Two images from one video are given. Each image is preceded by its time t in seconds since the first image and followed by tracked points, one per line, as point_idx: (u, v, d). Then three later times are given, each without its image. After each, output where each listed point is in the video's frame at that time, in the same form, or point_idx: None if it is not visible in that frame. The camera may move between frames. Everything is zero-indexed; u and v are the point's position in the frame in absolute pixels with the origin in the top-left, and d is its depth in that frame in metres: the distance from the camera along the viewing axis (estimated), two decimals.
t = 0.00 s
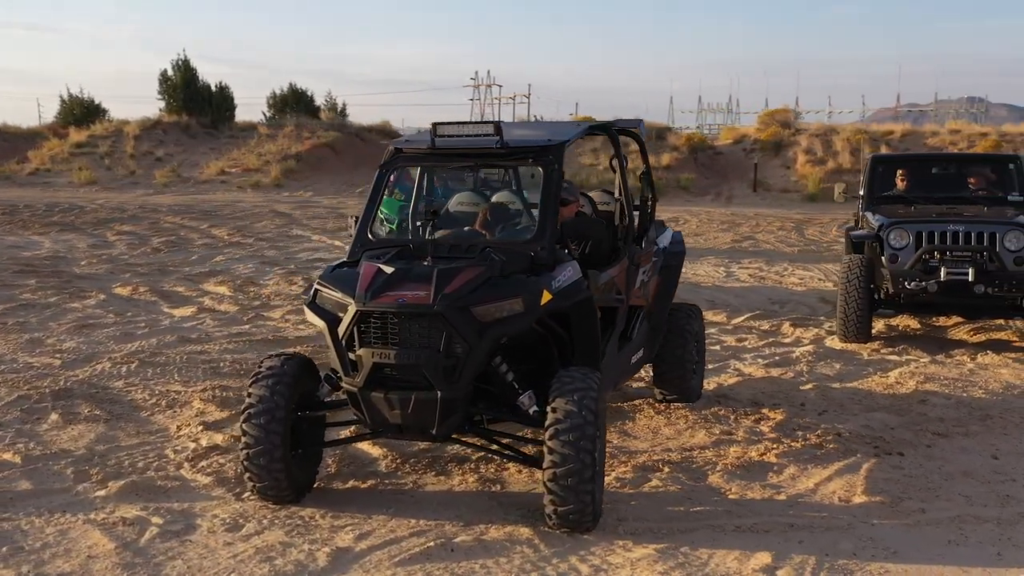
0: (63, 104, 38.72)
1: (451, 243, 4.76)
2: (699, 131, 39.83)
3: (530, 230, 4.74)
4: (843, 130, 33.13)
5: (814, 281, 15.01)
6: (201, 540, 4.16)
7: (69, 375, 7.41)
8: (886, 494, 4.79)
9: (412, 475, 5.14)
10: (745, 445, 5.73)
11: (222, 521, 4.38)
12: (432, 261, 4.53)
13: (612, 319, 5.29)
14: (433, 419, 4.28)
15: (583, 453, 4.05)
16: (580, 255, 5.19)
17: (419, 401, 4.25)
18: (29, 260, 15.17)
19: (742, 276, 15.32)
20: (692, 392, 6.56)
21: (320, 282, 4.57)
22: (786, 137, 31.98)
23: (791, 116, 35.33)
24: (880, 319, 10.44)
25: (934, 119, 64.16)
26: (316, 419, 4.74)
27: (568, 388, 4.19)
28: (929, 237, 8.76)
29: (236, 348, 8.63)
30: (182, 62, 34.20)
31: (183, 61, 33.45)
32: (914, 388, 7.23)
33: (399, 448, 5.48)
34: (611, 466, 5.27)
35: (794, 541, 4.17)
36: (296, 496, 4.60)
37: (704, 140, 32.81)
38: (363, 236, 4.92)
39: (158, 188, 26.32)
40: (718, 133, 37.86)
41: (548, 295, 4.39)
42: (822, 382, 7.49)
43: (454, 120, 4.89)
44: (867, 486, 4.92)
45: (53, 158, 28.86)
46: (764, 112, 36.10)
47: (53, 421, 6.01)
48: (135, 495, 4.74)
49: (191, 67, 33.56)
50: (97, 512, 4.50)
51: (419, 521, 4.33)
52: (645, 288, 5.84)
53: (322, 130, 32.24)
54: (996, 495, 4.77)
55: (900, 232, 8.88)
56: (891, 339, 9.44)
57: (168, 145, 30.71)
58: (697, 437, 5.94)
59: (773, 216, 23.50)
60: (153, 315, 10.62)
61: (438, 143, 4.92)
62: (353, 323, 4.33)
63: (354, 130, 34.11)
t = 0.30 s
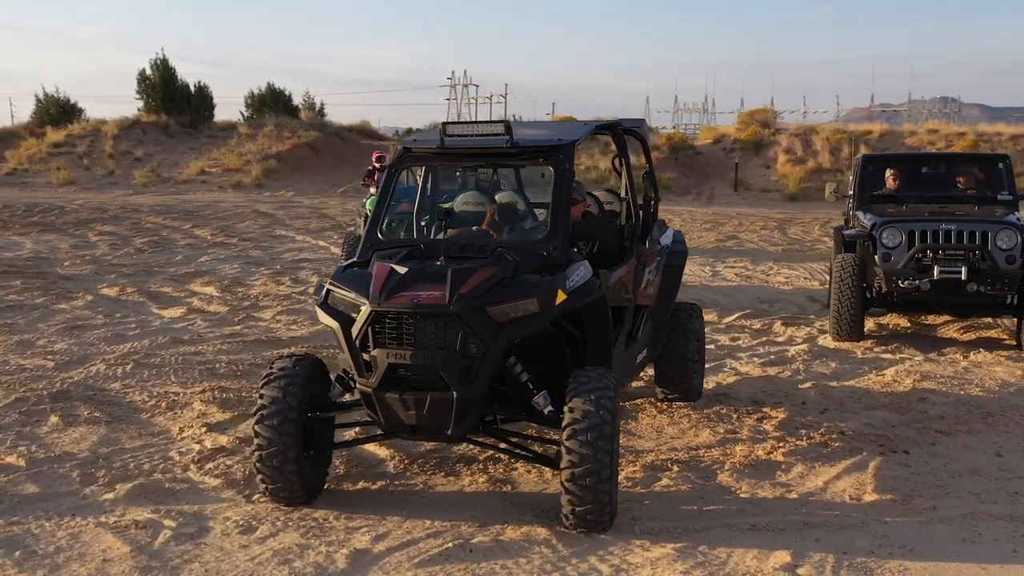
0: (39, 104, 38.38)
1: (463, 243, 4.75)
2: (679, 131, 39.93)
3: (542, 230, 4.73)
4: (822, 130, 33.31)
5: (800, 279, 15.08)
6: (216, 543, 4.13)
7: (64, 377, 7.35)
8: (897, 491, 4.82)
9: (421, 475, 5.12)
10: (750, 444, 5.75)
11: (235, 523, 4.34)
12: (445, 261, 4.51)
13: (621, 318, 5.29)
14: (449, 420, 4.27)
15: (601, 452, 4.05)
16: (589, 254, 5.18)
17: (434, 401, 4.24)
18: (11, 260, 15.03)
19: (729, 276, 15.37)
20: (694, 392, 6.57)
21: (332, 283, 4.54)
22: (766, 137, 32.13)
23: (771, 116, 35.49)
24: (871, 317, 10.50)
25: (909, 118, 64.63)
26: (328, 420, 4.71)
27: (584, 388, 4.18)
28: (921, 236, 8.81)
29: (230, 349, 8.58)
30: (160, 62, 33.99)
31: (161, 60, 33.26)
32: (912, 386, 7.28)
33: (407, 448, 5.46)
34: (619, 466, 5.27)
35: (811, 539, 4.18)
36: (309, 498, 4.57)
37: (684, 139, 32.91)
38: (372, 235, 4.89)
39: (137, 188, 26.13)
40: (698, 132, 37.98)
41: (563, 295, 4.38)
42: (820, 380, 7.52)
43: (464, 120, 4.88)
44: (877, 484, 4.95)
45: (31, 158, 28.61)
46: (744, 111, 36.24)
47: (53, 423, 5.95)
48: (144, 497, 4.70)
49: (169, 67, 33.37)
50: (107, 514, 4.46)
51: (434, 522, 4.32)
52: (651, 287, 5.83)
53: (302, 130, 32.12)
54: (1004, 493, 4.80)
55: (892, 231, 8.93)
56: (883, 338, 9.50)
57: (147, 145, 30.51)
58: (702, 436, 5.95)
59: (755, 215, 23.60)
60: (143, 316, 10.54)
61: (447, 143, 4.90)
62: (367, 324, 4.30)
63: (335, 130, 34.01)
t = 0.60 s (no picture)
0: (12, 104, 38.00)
1: (473, 242, 4.73)
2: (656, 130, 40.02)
3: (552, 229, 4.72)
4: (799, 130, 33.49)
5: (783, 278, 15.15)
6: (230, 546, 4.09)
7: (57, 379, 7.27)
8: (905, 489, 4.84)
9: (429, 477, 5.10)
10: (754, 443, 5.76)
11: (247, 526, 4.31)
12: (456, 261, 4.50)
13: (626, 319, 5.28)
14: (463, 421, 4.25)
15: (618, 452, 4.05)
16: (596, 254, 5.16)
17: (449, 402, 4.22)
18: None
19: (713, 275, 15.42)
20: (694, 391, 6.58)
21: (343, 282, 4.52)
22: (744, 137, 32.26)
23: (748, 116, 35.63)
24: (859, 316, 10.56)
25: (883, 118, 65.10)
26: (337, 422, 4.68)
27: (600, 388, 4.18)
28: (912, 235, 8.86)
29: (223, 351, 8.52)
30: (136, 61, 33.74)
31: (137, 59, 33.02)
32: (907, 385, 7.32)
33: (413, 450, 5.44)
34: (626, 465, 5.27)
35: (825, 538, 4.19)
36: (319, 500, 4.54)
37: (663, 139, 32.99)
38: (380, 235, 4.87)
39: (114, 188, 25.92)
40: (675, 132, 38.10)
41: (576, 295, 4.37)
42: (816, 379, 7.56)
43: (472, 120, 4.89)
44: (884, 482, 4.97)
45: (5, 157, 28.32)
46: (722, 111, 36.37)
47: (51, 426, 5.89)
48: (152, 500, 4.66)
49: (145, 66, 33.12)
50: (116, 518, 4.42)
51: (449, 523, 4.30)
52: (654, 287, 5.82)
53: (280, 130, 31.97)
54: (1011, 489, 4.83)
55: (883, 230, 8.98)
56: (872, 336, 9.55)
57: (123, 145, 30.27)
58: (705, 435, 5.96)
59: (736, 215, 23.69)
60: (130, 317, 10.45)
61: (455, 143, 4.89)
62: (380, 324, 4.28)
63: (313, 129, 33.87)
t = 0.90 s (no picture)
0: None
1: (482, 242, 4.72)
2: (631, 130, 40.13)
3: (561, 229, 4.72)
4: (774, 129, 33.69)
5: (765, 277, 15.22)
6: (244, 548, 4.06)
7: (48, 381, 7.18)
8: (912, 486, 4.87)
9: (435, 477, 5.08)
10: (756, 441, 5.78)
11: (258, 528, 4.27)
12: (467, 262, 4.48)
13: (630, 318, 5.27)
14: (476, 420, 4.24)
15: (633, 452, 4.04)
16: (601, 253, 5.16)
17: (462, 402, 4.21)
18: None
19: (695, 274, 15.48)
20: (692, 390, 6.60)
21: (354, 282, 4.50)
22: (719, 137, 32.40)
23: (723, 116, 35.79)
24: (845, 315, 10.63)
25: (852, 118, 65.63)
26: (347, 422, 4.65)
27: (614, 388, 4.17)
28: (900, 233, 8.93)
29: (212, 352, 8.45)
30: (108, 59, 33.45)
31: (110, 58, 32.74)
32: (900, 383, 7.37)
33: (416, 450, 5.42)
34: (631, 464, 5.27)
35: (838, 536, 4.21)
36: (329, 502, 4.51)
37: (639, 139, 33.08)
38: (388, 235, 4.86)
39: (88, 188, 25.68)
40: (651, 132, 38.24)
41: (589, 295, 4.36)
42: (809, 377, 7.60)
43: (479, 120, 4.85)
44: (890, 479, 4.99)
45: None
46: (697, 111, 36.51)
47: (48, 429, 5.82)
48: (158, 503, 4.61)
49: (118, 65, 32.84)
50: (124, 521, 4.37)
51: (462, 524, 4.28)
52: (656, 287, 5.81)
53: (254, 129, 31.78)
54: (1015, 486, 4.88)
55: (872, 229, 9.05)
56: (859, 333, 9.62)
57: (96, 145, 30.00)
58: (706, 433, 5.97)
59: (713, 214, 23.80)
60: (115, 318, 10.36)
61: (461, 142, 4.86)
62: (392, 324, 4.25)
63: (288, 129, 33.71)
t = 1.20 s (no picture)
0: None
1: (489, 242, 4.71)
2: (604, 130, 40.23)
3: (567, 229, 4.71)
4: (746, 129, 33.89)
5: (744, 276, 15.31)
6: (257, 551, 4.02)
7: (36, 383, 7.10)
8: (915, 483, 4.90)
9: (440, 478, 5.07)
10: (756, 439, 5.80)
11: (269, 531, 4.24)
12: (476, 262, 4.47)
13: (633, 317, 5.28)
14: (488, 421, 4.22)
15: (648, 451, 4.04)
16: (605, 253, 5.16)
17: (475, 402, 4.19)
18: None
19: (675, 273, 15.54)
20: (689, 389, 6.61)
21: (363, 282, 4.47)
22: (692, 137, 32.55)
23: (695, 115, 35.96)
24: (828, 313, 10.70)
25: (820, 118, 66.16)
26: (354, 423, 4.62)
27: (627, 388, 4.17)
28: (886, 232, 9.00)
29: (200, 353, 8.39)
30: (77, 58, 33.13)
31: (79, 57, 32.43)
32: (890, 380, 7.43)
33: (419, 451, 5.40)
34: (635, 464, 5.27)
35: (849, 533, 4.23)
36: (338, 503, 4.48)
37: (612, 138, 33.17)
38: (394, 235, 4.85)
39: (58, 188, 25.40)
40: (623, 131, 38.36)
41: (599, 295, 4.36)
42: (800, 375, 7.64)
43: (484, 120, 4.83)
44: (893, 476, 5.03)
45: None
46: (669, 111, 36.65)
47: (42, 432, 5.74)
48: (164, 506, 4.56)
49: (87, 63, 32.54)
50: (131, 525, 4.32)
51: (474, 525, 4.27)
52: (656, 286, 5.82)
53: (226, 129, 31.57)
54: (1016, 481, 4.92)
55: (857, 228, 9.12)
56: (844, 331, 9.69)
57: (65, 144, 29.69)
58: (705, 432, 5.98)
59: (688, 213, 23.91)
60: (96, 319, 10.25)
61: (466, 142, 4.84)
62: (404, 324, 4.23)
63: (259, 129, 33.51)
